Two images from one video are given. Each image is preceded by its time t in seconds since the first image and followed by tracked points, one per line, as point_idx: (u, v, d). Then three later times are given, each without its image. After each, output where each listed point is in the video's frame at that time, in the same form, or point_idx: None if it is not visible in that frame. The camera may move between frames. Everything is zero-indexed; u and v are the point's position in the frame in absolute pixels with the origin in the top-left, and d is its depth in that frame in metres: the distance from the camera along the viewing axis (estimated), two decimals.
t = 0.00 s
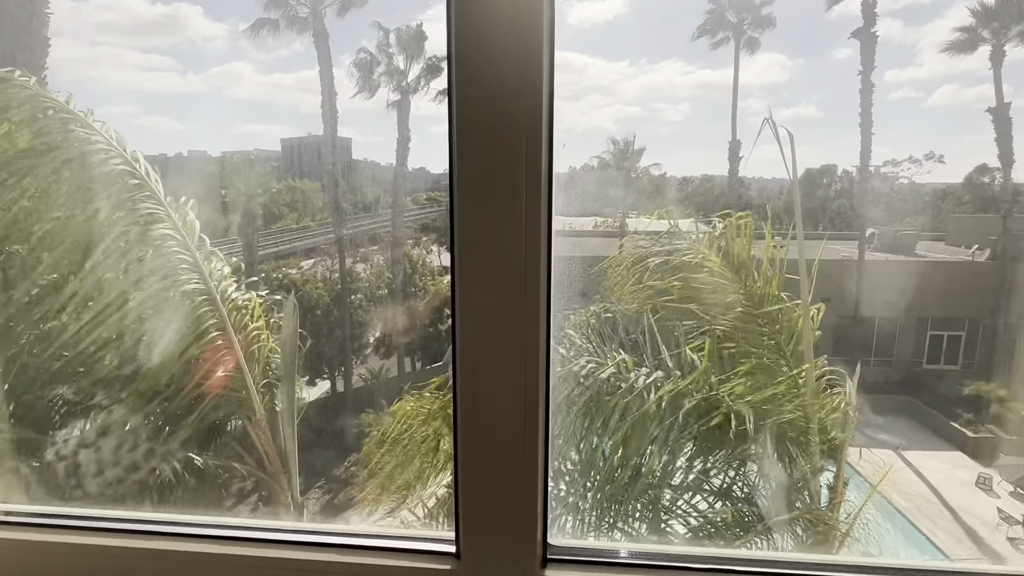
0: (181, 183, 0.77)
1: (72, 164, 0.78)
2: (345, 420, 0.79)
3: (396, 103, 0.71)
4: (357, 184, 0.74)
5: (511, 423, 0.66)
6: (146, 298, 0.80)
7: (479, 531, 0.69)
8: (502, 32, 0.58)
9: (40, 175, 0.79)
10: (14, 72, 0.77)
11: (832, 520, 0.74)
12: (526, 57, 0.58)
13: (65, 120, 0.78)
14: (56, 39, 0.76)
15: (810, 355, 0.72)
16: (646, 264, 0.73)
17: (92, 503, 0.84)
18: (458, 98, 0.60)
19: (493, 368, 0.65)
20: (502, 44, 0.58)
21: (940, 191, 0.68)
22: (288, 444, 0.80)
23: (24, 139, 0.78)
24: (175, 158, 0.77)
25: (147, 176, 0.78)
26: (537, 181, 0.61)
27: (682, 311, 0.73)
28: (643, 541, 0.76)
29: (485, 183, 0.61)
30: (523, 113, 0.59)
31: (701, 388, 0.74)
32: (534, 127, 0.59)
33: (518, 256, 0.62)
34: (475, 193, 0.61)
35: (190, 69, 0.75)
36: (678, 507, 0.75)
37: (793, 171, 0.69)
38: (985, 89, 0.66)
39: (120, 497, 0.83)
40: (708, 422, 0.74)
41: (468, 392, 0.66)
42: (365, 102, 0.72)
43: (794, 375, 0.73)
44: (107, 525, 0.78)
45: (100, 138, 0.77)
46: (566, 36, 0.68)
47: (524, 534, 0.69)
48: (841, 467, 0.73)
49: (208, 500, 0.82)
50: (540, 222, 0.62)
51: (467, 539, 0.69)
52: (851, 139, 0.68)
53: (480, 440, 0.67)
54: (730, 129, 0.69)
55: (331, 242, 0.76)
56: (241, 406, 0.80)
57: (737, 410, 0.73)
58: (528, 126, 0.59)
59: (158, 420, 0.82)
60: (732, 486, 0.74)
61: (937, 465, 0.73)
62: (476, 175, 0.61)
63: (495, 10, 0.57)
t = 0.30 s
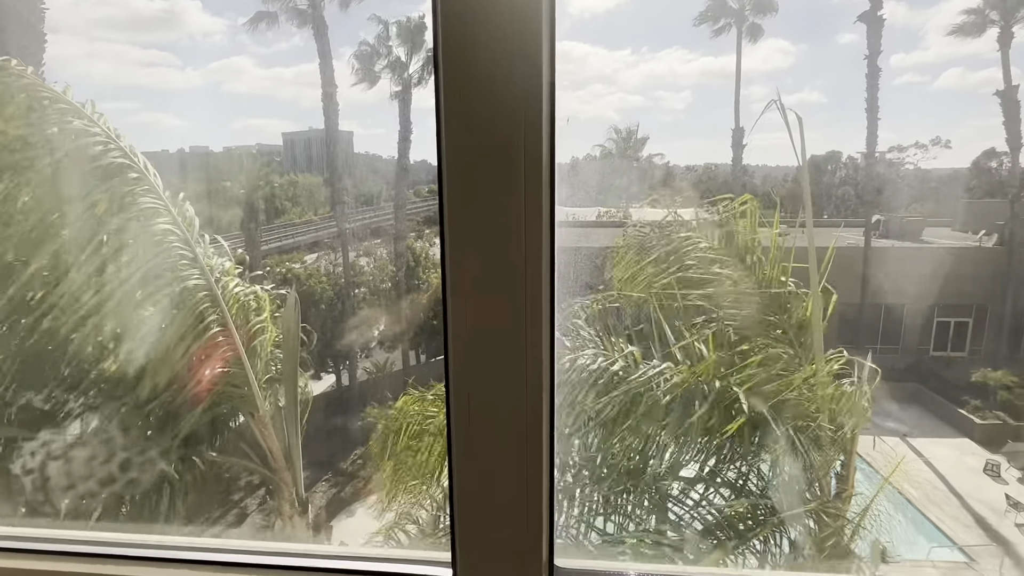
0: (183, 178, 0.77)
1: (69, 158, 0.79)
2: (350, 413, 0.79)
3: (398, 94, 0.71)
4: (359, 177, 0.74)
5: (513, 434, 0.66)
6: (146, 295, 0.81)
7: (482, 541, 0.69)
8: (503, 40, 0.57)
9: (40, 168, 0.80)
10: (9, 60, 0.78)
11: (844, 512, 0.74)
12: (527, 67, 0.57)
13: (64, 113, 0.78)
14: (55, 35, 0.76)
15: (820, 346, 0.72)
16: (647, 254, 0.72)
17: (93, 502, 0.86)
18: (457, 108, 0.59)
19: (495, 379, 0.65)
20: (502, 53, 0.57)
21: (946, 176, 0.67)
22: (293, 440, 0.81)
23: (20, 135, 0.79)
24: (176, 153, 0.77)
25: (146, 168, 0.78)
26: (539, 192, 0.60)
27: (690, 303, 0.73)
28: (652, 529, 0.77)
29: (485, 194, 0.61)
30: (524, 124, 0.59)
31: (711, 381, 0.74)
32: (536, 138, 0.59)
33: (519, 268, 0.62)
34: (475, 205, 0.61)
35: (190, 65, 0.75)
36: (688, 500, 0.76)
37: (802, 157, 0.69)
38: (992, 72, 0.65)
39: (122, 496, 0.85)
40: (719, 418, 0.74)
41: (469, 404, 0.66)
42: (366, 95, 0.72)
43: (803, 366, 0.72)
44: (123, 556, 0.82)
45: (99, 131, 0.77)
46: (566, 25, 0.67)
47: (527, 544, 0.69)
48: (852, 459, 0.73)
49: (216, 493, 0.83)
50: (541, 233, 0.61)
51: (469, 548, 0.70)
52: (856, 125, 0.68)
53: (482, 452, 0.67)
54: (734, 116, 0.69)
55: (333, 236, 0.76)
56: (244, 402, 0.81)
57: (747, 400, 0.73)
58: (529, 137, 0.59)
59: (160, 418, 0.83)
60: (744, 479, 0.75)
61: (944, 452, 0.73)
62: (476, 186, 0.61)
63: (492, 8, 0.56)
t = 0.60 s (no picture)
0: (185, 172, 0.77)
1: (67, 151, 0.79)
2: (355, 406, 0.80)
3: (400, 87, 0.71)
4: (361, 170, 0.74)
5: (528, 449, 0.65)
6: (147, 289, 0.81)
7: (498, 553, 0.69)
8: (515, 52, 0.56)
9: (40, 161, 0.80)
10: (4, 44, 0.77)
11: (854, 502, 0.74)
12: (541, 80, 0.56)
13: (62, 106, 0.78)
14: (55, 30, 0.76)
15: (828, 337, 0.72)
16: (651, 244, 0.72)
17: (94, 498, 0.87)
18: (468, 123, 0.58)
19: (509, 394, 0.64)
20: (515, 66, 0.56)
21: (951, 164, 0.67)
22: (297, 436, 0.81)
23: (18, 128, 0.79)
24: (179, 148, 0.77)
25: (146, 162, 0.78)
26: (555, 206, 0.59)
27: (698, 296, 0.72)
28: (660, 521, 0.77)
29: (499, 208, 0.60)
30: (539, 137, 0.58)
31: (725, 373, 0.73)
32: (551, 150, 0.58)
33: (534, 281, 0.61)
34: (489, 219, 0.60)
35: (191, 59, 0.75)
36: (697, 492, 0.76)
37: (810, 145, 0.68)
38: (998, 58, 0.65)
39: (124, 491, 0.86)
40: (729, 410, 0.74)
41: (484, 419, 0.65)
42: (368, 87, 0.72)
43: (810, 357, 0.72)
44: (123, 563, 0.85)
45: (98, 122, 0.78)
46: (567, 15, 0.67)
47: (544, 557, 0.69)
48: (861, 450, 0.73)
49: (222, 486, 0.84)
50: (557, 247, 0.60)
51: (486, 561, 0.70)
52: (861, 113, 0.67)
53: (498, 467, 0.66)
54: (737, 105, 0.68)
55: (336, 229, 0.76)
56: (248, 397, 0.81)
57: (757, 391, 0.73)
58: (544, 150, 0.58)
59: (162, 415, 0.83)
60: (755, 471, 0.75)
61: (950, 441, 0.72)
62: (490, 200, 0.60)
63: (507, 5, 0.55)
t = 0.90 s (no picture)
0: (184, 164, 0.77)
1: (64, 143, 0.79)
2: (357, 397, 0.80)
3: (401, 79, 0.71)
4: (361, 162, 0.74)
5: (562, 437, 0.67)
6: (148, 279, 0.81)
7: (529, 540, 0.71)
8: (552, 48, 0.56)
9: (37, 152, 0.80)
10: None
11: (857, 489, 0.74)
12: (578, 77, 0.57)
13: (58, 97, 0.78)
14: (50, 24, 0.76)
15: (833, 322, 0.72)
16: (654, 233, 0.72)
17: (111, 472, 0.86)
18: (504, 117, 0.59)
19: (544, 384, 0.66)
20: (552, 63, 0.57)
21: (953, 154, 0.67)
22: (301, 426, 0.81)
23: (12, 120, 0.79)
24: (178, 140, 0.77)
25: (145, 152, 0.78)
26: (590, 200, 0.60)
27: (708, 284, 0.73)
28: (662, 513, 0.77)
29: (534, 202, 0.61)
30: (575, 133, 0.58)
31: (735, 362, 0.74)
32: (588, 146, 0.59)
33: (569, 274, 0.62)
34: (524, 213, 0.61)
35: (189, 51, 0.75)
36: (701, 482, 0.76)
37: (816, 131, 0.68)
38: (1001, 47, 0.64)
39: (130, 480, 0.86)
40: (736, 399, 0.74)
41: (517, 408, 0.67)
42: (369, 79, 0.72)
43: (817, 343, 0.72)
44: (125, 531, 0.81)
45: (94, 112, 0.78)
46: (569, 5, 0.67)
47: (575, 542, 0.71)
48: (865, 440, 0.73)
49: (226, 477, 0.84)
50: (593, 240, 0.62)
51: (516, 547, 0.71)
52: (863, 103, 0.67)
53: (531, 454, 0.68)
54: (738, 96, 0.68)
55: (337, 222, 0.76)
56: (252, 387, 0.81)
57: (763, 379, 0.73)
58: (581, 147, 0.59)
59: (173, 395, 0.84)
60: (760, 460, 0.75)
61: (950, 430, 0.73)
62: (526, 194, 0.61)
63: None
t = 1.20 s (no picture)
0: (179, 157, 0.77)
1: (52, 136, 0.79)
2: (355, 390, 0.80)
3: (399, 73, 0.71)
4: (358, 155, 0.73)
5: (576, 439, 0.67)
6: (141, 273, 0.81)
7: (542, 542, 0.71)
8: (566, 44, 0.56)
9: (27, 145, 0.79)
10: None
11: (856, 484, 0.75)
12: (595, 79, 0.57)
13: (45, 89, 0.77)
14: (42, 16, 0.75)
15: (833, 315, 0.72)
16: (652, 230, 0.72)
17: (100, 473, 0.87)
18: (516, 122, 0.58)
19: (557, 387, 0.66)
20: (566, 65, 0.56)
21: (952, 146, 0.66)
22: (300, 421, 0.81)
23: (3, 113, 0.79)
24: (174, 134, 0.76)
25: (134, 145, 0.77)
26: (607, 203, 0.60)
27: (711, 279, 0.73)
28: (660, 509, 0.77)
29: (548, 206, 0.60)
30: (592, 135, 0.58)
31: (740, 357, 0.74)
32: (605, 148, 0.58)
33: (584, 277, 0.62)
34: (538, 217, 0.61)
35: (184, 43, 0.74)
36: (699, 478, 0.77)
37: (817, 122, 0.68)
38: (1000, 39, 0.64)
39: (127, 476, 0.86)
40: (736, 395, 0.74)
41: (529, 411, 0.67)
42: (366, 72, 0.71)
43: (815, 336, 0.73)
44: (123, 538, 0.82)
45: (82, 105, 0.77)
46: None
47: (589, 543, 0.71)
48: (864, 434, 0.74)
49: (225, 469, 0.84)
50: (608, 242, 0.62)
51: (530, 549, 0.72)
52: (862, 95, 0.67)
53: (544, 457, 0.68)
54: (737, 88, 0.68)
55: (334, 215, 0.76)
56: (250, 381, 0.81)
57: (762, 373, 0.74)
58: (598, 150, 0.58)
59: (167, 393, 0.84)
60: (759, 455, 0.75)
61: (947, 423, 0.73)
62: (540, 198, 0.60)
63: None
